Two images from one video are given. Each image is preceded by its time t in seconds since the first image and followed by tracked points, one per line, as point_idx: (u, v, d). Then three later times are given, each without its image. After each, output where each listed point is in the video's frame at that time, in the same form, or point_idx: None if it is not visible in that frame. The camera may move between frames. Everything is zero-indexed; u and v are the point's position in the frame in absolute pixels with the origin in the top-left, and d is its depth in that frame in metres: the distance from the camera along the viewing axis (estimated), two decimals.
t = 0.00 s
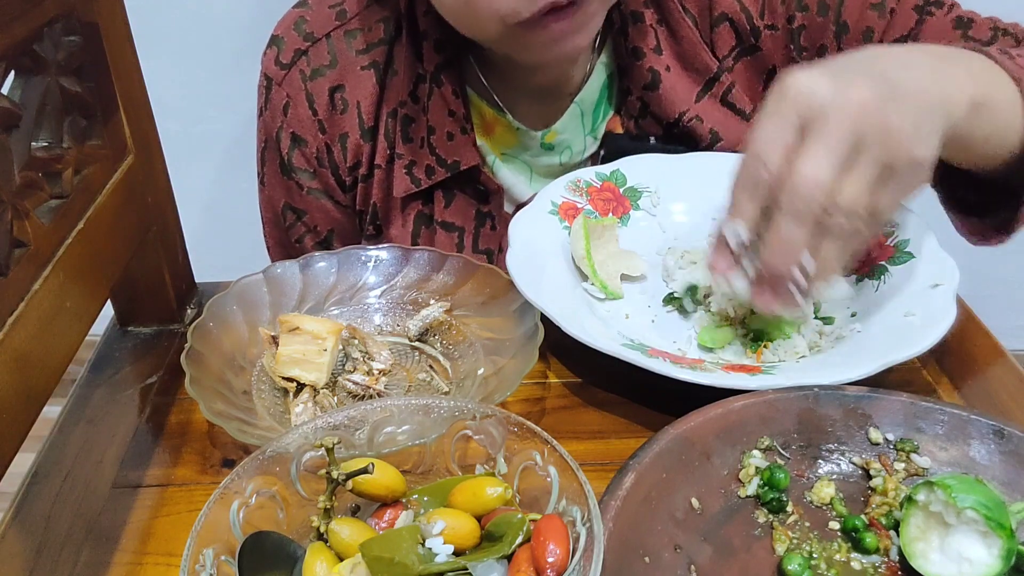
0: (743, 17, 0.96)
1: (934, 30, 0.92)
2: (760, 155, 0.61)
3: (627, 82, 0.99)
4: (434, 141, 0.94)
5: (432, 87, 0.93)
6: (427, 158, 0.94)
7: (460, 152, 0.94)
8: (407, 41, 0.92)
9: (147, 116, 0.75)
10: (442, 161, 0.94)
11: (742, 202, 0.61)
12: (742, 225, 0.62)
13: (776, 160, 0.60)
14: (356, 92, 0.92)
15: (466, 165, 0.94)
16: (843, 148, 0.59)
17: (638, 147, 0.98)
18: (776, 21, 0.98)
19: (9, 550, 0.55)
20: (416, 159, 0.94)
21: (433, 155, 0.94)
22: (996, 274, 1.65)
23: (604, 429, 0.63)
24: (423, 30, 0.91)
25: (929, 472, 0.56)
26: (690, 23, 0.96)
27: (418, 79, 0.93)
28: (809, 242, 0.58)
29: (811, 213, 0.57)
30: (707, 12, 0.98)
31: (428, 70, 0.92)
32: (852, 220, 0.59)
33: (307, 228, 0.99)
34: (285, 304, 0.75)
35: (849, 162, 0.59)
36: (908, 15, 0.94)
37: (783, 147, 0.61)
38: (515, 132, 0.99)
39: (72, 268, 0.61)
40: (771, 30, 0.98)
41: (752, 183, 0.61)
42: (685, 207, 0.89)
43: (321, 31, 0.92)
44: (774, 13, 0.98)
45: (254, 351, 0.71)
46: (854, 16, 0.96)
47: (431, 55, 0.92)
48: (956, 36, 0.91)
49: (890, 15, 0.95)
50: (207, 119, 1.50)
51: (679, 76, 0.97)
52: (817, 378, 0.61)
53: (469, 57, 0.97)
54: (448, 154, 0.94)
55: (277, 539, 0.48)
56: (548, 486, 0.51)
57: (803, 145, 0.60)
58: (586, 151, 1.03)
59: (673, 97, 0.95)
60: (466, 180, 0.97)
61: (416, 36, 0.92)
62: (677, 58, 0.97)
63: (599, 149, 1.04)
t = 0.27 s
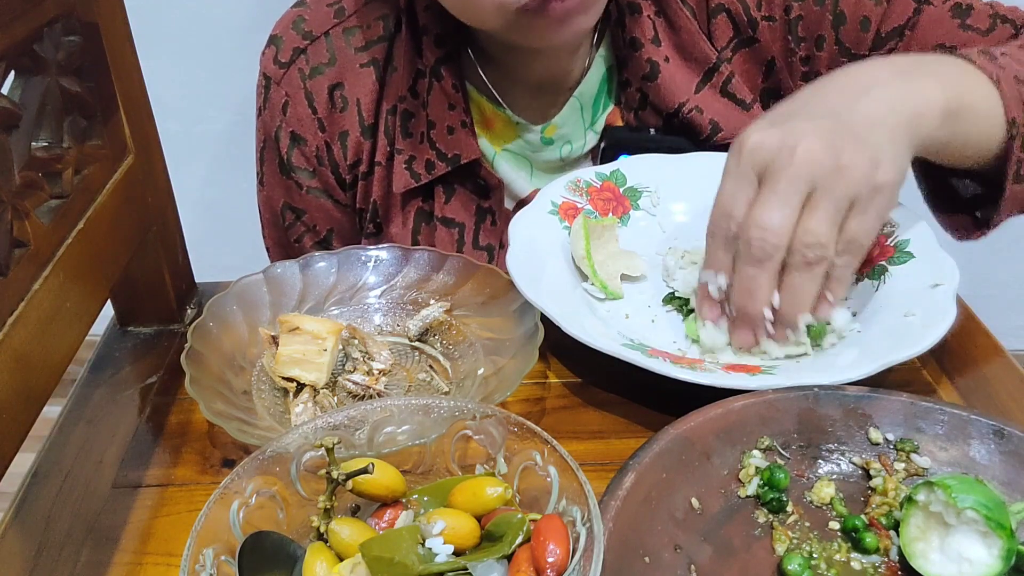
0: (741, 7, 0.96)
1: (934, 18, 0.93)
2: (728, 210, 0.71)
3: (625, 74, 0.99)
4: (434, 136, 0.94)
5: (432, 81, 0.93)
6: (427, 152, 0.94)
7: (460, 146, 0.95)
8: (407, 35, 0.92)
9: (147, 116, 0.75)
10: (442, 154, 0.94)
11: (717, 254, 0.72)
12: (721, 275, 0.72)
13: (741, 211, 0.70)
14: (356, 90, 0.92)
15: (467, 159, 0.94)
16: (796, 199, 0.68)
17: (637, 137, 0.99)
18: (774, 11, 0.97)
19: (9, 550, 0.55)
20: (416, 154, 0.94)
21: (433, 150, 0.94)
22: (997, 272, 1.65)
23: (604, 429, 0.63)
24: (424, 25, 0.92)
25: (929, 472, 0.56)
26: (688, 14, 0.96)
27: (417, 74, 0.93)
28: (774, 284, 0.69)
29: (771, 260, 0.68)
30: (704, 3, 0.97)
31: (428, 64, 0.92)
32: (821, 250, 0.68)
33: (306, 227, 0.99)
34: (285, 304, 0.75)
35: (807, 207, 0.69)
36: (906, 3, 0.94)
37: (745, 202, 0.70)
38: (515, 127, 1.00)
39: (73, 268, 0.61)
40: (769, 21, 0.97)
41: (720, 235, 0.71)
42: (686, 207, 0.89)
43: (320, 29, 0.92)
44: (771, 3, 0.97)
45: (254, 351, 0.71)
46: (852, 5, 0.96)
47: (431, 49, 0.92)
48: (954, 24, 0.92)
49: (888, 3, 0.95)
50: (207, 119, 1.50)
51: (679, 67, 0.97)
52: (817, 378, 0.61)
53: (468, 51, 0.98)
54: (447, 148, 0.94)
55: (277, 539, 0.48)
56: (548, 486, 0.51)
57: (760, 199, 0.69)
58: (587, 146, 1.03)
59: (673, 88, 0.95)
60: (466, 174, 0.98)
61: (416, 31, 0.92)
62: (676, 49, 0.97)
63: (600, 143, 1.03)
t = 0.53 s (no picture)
0: (741, 5, 0.96)
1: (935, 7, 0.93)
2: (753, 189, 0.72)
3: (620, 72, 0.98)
4: (430, 132, 0.94)
5: (429, 78, 0.93)
6: (423, 150, 0.94)
7: (457, 142, 0.94)
8: (404, 32, 0.92)
9: (147, 115, 0.75)
10: (439, 151, 0.94)
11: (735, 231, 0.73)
12: (741, 252, 0.73)
13: (765, 193, 0.72)
14: (353, 87, 0.92)
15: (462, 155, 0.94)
16: (824, 180, 0.71)
17: (634, 134, 0.99)
18: (774, 7, 0.97)
19: (9, 551, 0.55)
20: (413, 151, 0.94)
21: (430, 146, 0.94)
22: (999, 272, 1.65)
23: (604, 429, 0.63)
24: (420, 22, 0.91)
25: (929, 472, 0.56)
26: (685, 12, 0.96)
27: (414, 71, 0.93)
28: (801, 267, 0.70)
29: (800, 241, 0.69)
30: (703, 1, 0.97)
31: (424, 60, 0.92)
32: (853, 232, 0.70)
33: (305, 225, 0.99)
34: (285, 304, 0.75)
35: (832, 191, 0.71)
36: None
37: (771, 182, 0.72)
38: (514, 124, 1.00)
39: (72, 268, 0.61)
40: (769, 17, 0.97)
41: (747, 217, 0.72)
42: (686, 208, 0.89)
43: (318, 28, 0.92)
44: None
45: (254, 351, 0.71)
46: None
47: (427, 46, 0.92)
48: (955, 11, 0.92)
49: None
50: (207, 119, 1.50)
51: (675, 64, 0.97)
52: (816, 379, 0.61)
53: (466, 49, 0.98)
54: (444, 144, 0.94)
55: (277, 539, 0.48)
56: (548, 486, 0.51)
57: (786, 180, 0.72)
58: (585, 142, 1.02)
59: (670, 84, 0.94)
60: (463, 171, 0.98)
61: (413, 28, 0.92)
62: (672, 46, 0.96)
63: (597, 140, 1.02)
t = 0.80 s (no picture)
0: (742, 8, 0.95)
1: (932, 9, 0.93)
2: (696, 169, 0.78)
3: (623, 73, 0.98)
4: (431, 133, 0.94)
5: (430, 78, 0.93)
6: (425, 150, 0.94)
7: (459, 143, 0.94)
8: (405, 33, 0.92)
9: (147, 115, 0.75)
10: (441, 152, 0.94)
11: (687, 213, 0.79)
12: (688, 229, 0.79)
13: (706, 174, 0.78)
14: (355, 89, 0.92)
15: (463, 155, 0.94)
16: (759, 156, 0.75)
17: (637, 135, 0.98)
18: (774, 12, 0.96)
19: (9, 551, 0.55)
20: (415, 152, 0.94)
21: (432, 147, 0.94)
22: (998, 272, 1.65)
23: (604, 429, 0.63)
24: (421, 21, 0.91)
25: (929, 472, 0.56)
26: (687, 14, 0.96)
27: (416, 71, 0.93)
28: (743, 238, 0.76)
29: (740, 213, 0.75)
30: (705, 4, 0.97)
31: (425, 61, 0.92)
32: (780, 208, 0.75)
33: (305, 225, 0.99)
34: (285, 304, 0.75)
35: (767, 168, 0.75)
36: None
37: (712, 163, 0.78)
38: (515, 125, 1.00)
39: (73, 269, 0.61)
40: (769, 22, 0.97)
41: (690, 198, 0.78)
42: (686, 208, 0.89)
43: (319, 28, 0.92)
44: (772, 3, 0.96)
45: (254, 351, 0.71)
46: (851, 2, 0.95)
47: (428, 46, 0.92)
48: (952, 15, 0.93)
49: None
50: (207, 119, 1.50)
51: (676, 66, 0.97)
52: (817, 379, 0.61)
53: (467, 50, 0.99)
54: (444, 145, 0.94)
55: (277, 539, 0.48)
56: (549, 486, 0.51)
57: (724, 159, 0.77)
58: (586, 144, 1.02)
59: (671, 86, 0.94)
60: (464, 173, 0.97)
61: (414, 29, 0.92)
62: (673, 49, 0.97)
63: (599, 143, 1.02)
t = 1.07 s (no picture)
0: (742, 7, 0.96)
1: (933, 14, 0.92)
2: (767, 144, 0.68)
3: (622, 72, 0.98)
4: (431, 131, 0.94)
5: (431, 76, 0.93)
6: (424, 149, 0.94)
7: (459, 141, 0.94)
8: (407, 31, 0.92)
9: (147, 115, 0.75)
10: (441, 150, 0.94)
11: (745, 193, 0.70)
12: (746, 214, 0.71)
13: (779, 150, 0.67)
14: (355, 89, 0.92)
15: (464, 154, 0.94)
16: (845, 136, 0.66)
17: (637, 133, 0.98)
18: (775, 10, 0.97)
19: (9, 551, 0.55)
20: (414, 150, 0.94)
21: (431, 146, 0.94)
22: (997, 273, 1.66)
23: (604, 429, 0.63)
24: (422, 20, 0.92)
25: (929, 472, 0.56)
26: (687, 12, 0.96)
27: (415, 70, 0.93)
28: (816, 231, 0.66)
29: (815, 205, 0.64)
30: (705, 2, 0.97)
31: (427, 59, 0.93)
32: (857, 205, 0.66)
33: (305, 225, 0.99)
34: (285, 304, 0.75)
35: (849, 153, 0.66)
36: None
37: (788, 138, 0.68)
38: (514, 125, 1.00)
39: (73, 269, 0.61)
40: (769, 20, 0.97)
41: (757, 177, 0.69)
42: (685, 208, 0.89)
43: (319, 28, 0.92)
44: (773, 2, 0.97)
45: (254, 351, 0.71)
46: (854, 3, 0.96)
47: (430, 45, 0.92)
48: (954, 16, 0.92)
49: None
50: (207, 119, 1.50)
51: (675, 64, 0.97)
52: (816, 378, 0.61)
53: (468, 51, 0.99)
54: (445, 143, 0.94)
55: (277, 539, 0.48)
56: (549, 486, 0.51)
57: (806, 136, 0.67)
58: (586, 143, 1.01)
59: (670, 83, 0.94)
60: (464, 170, 0.98)
61: (415, 27, 0.92)
62: (673, 47, 0.96)
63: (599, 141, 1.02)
